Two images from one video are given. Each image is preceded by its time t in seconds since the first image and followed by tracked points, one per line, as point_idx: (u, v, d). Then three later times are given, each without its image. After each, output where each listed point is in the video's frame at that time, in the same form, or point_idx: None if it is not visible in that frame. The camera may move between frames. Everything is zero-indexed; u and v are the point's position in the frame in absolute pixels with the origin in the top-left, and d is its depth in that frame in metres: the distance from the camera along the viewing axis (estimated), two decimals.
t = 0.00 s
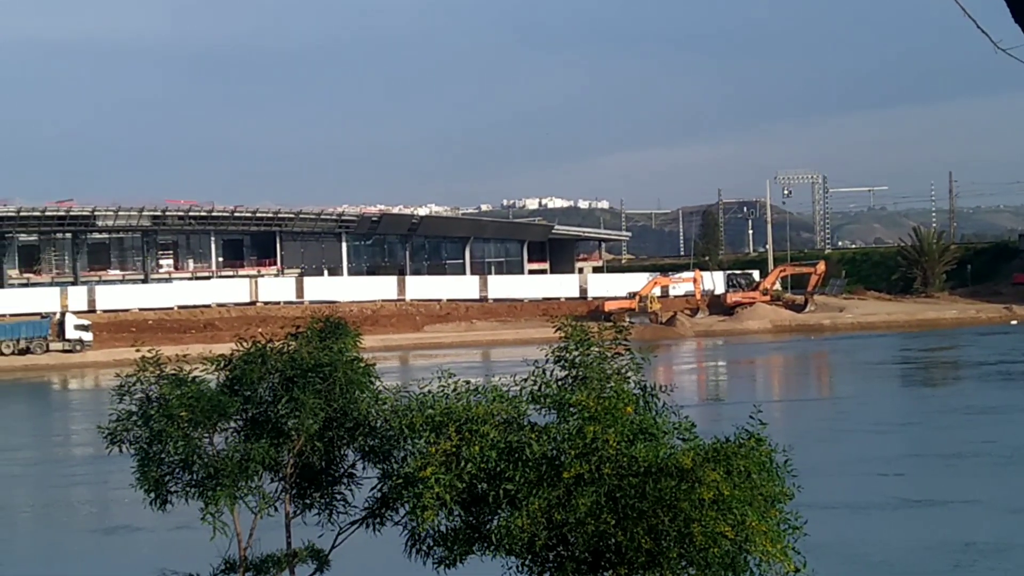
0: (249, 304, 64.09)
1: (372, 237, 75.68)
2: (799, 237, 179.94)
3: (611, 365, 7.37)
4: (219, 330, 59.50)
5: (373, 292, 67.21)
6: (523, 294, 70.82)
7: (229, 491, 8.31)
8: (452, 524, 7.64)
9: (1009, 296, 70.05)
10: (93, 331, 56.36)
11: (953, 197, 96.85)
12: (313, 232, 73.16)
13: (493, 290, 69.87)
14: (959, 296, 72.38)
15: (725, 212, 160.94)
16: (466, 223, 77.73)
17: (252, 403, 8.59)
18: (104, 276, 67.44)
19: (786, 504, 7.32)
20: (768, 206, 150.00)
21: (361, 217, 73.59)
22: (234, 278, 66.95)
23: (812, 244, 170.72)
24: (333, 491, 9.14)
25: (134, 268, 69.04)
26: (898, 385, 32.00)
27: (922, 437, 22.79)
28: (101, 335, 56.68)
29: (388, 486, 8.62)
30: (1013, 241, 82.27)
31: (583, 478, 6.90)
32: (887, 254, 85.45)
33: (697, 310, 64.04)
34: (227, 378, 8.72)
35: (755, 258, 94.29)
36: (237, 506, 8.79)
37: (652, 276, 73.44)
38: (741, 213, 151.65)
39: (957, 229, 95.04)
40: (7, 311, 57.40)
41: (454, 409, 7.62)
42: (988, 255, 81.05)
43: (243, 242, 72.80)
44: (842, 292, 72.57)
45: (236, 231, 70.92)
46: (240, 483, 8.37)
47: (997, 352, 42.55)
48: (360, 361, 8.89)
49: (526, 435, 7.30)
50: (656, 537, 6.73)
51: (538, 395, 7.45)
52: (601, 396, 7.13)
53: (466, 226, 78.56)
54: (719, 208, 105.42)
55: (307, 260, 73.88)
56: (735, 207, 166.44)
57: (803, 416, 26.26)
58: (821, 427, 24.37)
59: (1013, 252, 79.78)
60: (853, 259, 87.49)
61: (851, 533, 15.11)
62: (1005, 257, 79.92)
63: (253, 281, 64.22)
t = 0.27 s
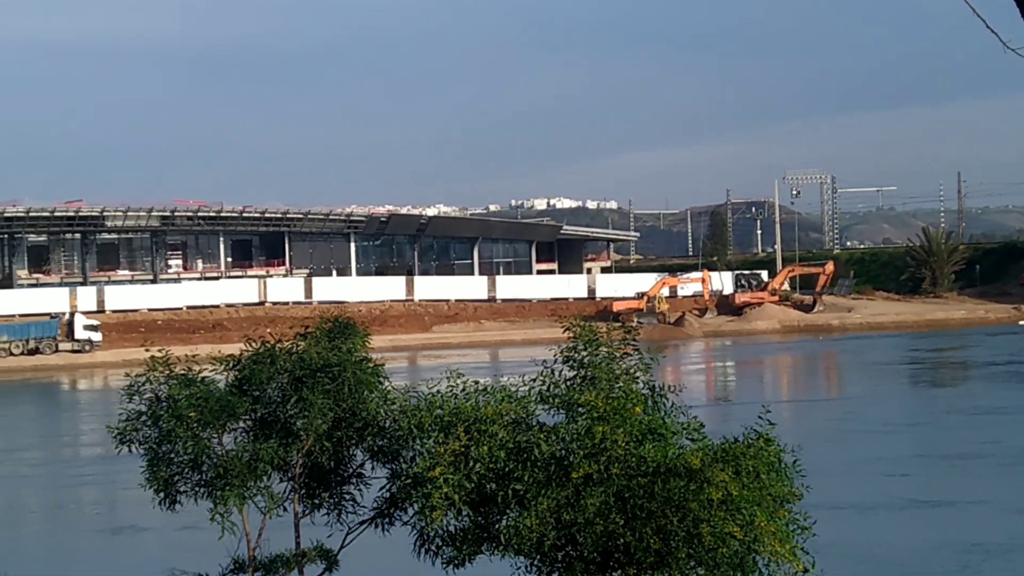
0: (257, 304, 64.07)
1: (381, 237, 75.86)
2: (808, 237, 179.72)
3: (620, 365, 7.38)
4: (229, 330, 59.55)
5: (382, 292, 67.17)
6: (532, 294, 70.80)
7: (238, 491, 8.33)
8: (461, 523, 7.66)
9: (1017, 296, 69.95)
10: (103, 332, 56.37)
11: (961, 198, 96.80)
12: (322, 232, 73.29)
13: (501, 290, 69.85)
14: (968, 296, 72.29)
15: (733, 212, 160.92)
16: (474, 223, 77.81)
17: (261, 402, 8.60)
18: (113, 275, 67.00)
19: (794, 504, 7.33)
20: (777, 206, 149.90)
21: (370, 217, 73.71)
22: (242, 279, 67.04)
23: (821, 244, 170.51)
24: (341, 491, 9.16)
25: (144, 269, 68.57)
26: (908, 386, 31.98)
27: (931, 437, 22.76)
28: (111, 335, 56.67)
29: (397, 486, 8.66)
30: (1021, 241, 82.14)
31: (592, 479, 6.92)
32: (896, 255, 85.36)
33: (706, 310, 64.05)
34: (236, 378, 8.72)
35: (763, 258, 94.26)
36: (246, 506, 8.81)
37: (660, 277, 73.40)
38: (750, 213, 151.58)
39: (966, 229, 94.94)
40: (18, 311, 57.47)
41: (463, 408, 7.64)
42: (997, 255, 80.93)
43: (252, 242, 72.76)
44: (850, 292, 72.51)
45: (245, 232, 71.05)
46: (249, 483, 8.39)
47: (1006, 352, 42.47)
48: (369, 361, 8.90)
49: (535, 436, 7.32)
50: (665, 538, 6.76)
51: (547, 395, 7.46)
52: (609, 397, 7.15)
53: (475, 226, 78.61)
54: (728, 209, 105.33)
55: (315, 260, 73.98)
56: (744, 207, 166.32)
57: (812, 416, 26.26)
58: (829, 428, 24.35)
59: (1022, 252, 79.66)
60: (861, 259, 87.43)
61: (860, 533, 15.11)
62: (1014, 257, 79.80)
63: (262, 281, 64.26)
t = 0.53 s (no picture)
0: (266, 305, 64.11)
1: (389, 238, 75.87)
2: (816, 237, 179.51)
3: (628, 366, 7.39)
4: (237, 330, 59.63)
5: (391, 293, 67.19)
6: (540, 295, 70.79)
7: (246, 491, 8.34)
8: (468, 524, 7.67)
9: None
10: (111, 332, 56.49)
11: (970, 198, 96.64)
12: (330, 232, 73.41)
13: (509, 290, 69.81)
14: (977, 296, 72.18)
15: (742, 212, 160.97)
16: (482, 224, 77.77)
17: (269, 403, 8.60)
18: (121, 276, 67.57)
19: (803, 505, 7.33)
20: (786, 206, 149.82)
21: (378, 217, 73.70)
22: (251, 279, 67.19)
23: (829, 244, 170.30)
24: (350, 491, 9.17)
25: (152, 269, 69.32)
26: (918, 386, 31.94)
27: (939, 437, 22.73)
28: (120, 335, 56.80)
29: (406, 486, 8.67)
30: None
31: (601, 479, 6.93)
32: (904, 255, 85.23)
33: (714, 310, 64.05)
34: (244, 379, 8.72)
35: (771, 259, 94.19)
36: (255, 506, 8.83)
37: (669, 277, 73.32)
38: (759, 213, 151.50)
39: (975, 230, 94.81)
40: (26, 311, 57.53)
41: (472, 409, 7.65)
42: (1006, 256, 80.77)
43: (261, 242, 72.96)
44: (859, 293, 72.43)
45: (253, 232, 71.18)
46: (257, 483, 8.41)
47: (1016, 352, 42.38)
48: (378, 361, 8.90)
49: (543, 436, 7.34)
50: (673, 538, 6.77)
51: (555, 395, 7.48)
52: (618, 397, 7.16)
53: (483, 226, 78.53)
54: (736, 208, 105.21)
55: (324, 260, 74.10)
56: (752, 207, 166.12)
57: (820, 417, 26.24)
58: (837, 428, 24.33)
59: None
60: (870, 260, 87.33)
61: (869, 534, 15.10)
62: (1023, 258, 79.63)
63: (271, 282, 64.25)
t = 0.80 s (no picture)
0: (275, 304, 64.10)
1: (398, 238, 76.07)
2: (825, 237, 179.22)
3: (637, 366, 7.41)
4: (246, 330, 59.75)
5: (399, 292, 67.15)
6: (549, 294, 70.79)
7: (255, 490, 8.36)
8: (478, 524, 7.69)
9: None
10: (120, 332, 56.49)
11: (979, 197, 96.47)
12: (339, 232, 73.46)
13: (518, 290, 69.81)
14: (986, 296, 72.05)
15: (750, 212, 160.81)
16: (490, 224, 77.89)
17: (279, 403, 8.61)
18: (129, 275, 67.55)
19: (812, 505, 7.33)
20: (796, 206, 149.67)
21: (387, 217, 73.81)
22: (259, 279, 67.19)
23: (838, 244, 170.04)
24: (359, 490, 9.19)
25: (161, 268, 69.25)
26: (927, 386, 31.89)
27: (947, 437, 22.70)
28: (129, 335, 56.86)
29: (414, 485, 8.69)
30: None
31: (609, 479, 6.94)
32: (914, 254, 85.08)
33: (722, 310, 64.00)
34: (253, 378, 8.73)
35: (780, 259, 94.10)
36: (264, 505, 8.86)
37: (677, 277, 73.21)
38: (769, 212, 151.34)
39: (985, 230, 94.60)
40: (33, 311, 57.43)
41: (480, 409, 7.67)
42: (1015, 256, 80.58)
43: (269, 242, 73.27)
44: (868, 293, 72.33)
45: (262, 232, 71.25)
46: (266, 483, 8.42)
47: None
48: (387, 361, 8.91)
49: (553, 435, 7.35)
50: (682, 538, 6.79)
51: (565, 395, 7.48)
52: (627, 397, 7.16)
53: (492, 226, 78.61)
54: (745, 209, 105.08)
55: (332, 260, 74.29)
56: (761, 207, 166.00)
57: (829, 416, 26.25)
58: (845, 428, 24.33)
59: None
60: (879, 260, 87.20)
61: (878, 534, 15.08)
62: None
63: (280, 281, 64.35)
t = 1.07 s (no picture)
0: (285, 302, 63.94)
1: (407, 236, 75.95)
2: (835, 236, 178.88)
3: (648, 365, 7.40)
4: (256, 329, 60.17)
5: (408, 291, 67.05)
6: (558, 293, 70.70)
7: (265, 489, 8.37)
8: (488, 522, 7.69)
9: None
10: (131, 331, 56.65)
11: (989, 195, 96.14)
12: (349, 230, 73.37)
13: (527, 289, 69.82)
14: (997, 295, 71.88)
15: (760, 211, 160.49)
16: (500, 222, 77.89)
17: (289, 401, 8.61)
18: (140, 274, 67.34)
19: (823, 502, 7.33)
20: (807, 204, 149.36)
21: (396, 216, 73.80)
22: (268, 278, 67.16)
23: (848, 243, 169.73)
24: (369, 488, 9.21)
25: (171, 267, 69.06)
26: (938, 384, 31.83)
27: (957, 436, 22.66)
28: (139, 334, 57.03)
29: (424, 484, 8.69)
30: None
31: (619, 477, 6.95)
32: (924, 253, 84.90)
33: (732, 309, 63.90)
34: (264, 376, 8.72)
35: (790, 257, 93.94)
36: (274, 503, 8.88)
37: (687, 275, 73.04)
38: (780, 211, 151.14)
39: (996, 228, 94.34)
40: (39, 309, 57.23)
41: (490, 407, 7.67)
42: None
43: (279, 241, 73.17)
44: (878, 291, 72.20)
45: (272, 231, 71.22)
46: (277, 481, 8.44)
47: None
48: (397, 359, 8.91)
49: (564, 433, 7.35)
50: (692, 537, 6.82)
51: (575, 393, 7.48)
52: (637, 395, 7.15)
53: (501, 225, 78.57)
54: (755, 207, 104.86)
55: (342, 258, 74.07)
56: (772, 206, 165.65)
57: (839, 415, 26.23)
58: (853, 427, 24.32)
59: None
60: (890, 258, 87.04)
61: (887, 532, 15.07)
62: None
63: (290, 279, 64.10)
